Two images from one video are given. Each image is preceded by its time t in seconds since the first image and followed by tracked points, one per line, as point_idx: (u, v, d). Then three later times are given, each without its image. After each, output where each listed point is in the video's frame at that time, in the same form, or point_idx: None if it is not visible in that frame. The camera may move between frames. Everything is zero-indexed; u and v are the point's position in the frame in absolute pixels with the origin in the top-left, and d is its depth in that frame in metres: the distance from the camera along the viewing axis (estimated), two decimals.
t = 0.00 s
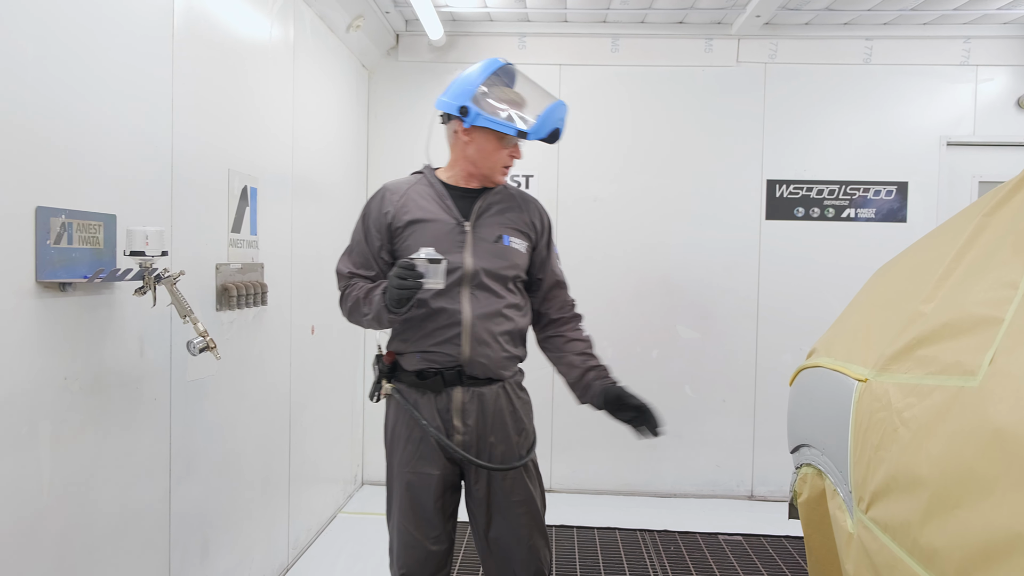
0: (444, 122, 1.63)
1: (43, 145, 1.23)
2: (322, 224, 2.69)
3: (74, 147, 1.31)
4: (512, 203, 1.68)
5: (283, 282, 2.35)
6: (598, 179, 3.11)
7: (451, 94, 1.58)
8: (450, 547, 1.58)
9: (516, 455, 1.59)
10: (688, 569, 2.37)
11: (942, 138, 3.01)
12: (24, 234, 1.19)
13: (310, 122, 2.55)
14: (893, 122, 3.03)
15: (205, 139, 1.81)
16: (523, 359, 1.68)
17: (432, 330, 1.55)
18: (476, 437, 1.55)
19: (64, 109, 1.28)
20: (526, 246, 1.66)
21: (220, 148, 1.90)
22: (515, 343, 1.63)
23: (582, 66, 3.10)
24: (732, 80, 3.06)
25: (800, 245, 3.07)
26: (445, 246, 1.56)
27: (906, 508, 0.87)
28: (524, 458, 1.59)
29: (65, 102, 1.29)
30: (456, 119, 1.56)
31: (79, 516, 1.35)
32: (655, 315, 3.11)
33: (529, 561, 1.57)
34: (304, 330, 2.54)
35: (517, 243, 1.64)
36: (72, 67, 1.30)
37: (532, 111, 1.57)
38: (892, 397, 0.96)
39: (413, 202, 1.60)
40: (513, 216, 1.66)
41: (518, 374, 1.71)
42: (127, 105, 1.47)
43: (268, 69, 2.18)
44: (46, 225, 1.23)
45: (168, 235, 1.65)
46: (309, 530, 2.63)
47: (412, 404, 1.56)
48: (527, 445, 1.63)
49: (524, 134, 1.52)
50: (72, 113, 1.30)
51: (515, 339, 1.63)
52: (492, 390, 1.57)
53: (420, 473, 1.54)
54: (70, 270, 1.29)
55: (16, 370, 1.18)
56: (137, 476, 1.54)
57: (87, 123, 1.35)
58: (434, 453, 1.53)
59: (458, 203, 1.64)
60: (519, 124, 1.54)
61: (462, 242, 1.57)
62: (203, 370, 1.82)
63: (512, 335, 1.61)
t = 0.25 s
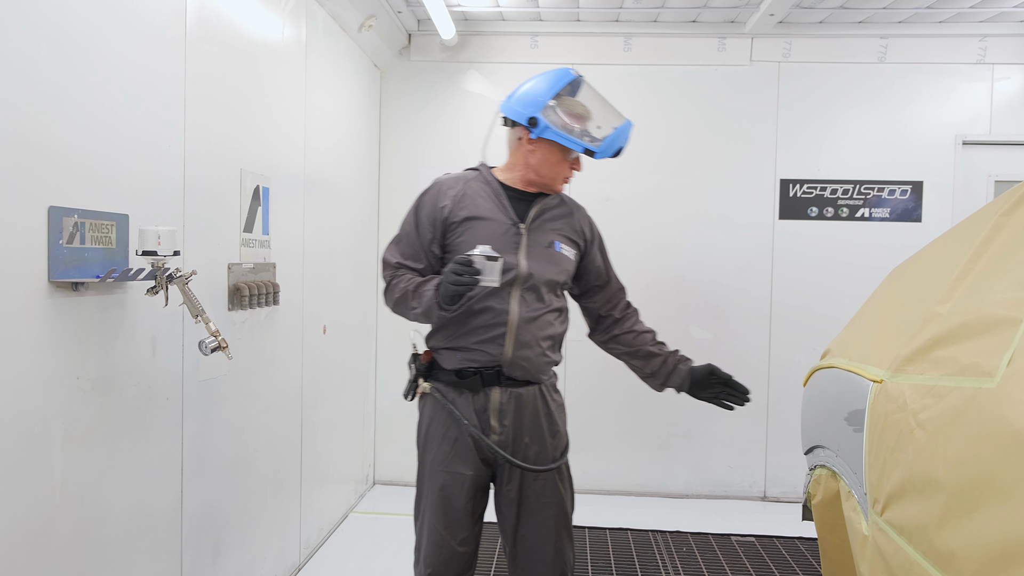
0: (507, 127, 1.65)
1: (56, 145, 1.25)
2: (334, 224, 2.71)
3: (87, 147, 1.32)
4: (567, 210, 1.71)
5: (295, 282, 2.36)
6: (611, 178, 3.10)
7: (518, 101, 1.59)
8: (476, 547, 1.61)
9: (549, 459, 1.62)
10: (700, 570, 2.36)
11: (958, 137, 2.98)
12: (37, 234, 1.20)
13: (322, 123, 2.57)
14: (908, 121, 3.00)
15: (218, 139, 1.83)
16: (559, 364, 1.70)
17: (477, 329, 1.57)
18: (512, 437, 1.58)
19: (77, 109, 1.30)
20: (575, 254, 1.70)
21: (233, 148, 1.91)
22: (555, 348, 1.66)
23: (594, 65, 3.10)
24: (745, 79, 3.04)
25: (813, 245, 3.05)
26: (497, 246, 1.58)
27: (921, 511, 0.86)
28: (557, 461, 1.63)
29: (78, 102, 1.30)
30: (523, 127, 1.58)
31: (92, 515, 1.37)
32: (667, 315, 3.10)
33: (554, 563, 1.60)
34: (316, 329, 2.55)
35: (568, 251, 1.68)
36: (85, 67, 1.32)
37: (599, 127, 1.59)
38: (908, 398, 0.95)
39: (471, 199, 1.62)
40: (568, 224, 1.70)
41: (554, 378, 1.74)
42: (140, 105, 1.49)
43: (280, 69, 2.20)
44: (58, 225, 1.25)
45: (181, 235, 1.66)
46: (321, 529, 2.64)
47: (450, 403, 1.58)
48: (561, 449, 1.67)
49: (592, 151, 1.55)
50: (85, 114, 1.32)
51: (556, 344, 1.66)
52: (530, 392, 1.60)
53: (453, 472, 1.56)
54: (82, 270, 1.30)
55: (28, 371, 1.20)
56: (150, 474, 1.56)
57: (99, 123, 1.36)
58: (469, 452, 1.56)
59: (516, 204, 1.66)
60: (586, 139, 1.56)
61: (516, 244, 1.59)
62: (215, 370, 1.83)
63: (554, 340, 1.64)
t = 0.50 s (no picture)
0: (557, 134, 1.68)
1: (61, 143, 1.25)
2: (341, 223, 2.71)
3: (92, 145, 1.33)
4: (609, 219, 1.75)
5: (302, 281, 2.37)
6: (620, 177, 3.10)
7: (569, 111, 1.62)
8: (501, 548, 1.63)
9: (579, 462, 1.64)
10: (708, 571, 2.35)
11: (968, 136, 2.95)
12: (42, 232, 1.21)
13: (330, 123, 2.58)
14: (919, 120, 2.98)
15: (225, 138, 1.84)
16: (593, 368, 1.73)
17: (517, 331, 1.60)
18: (545, 438, 1.60)
19: (83, 107, 1.31)
20: (614, 262, 1.75)
21: (240, 147, 1.92)
22: (591, 352, 1.69)
23: (602, 63, 3.10)
24: (754, 78, 3.03)
25: (822, 245, 3.03)
26: (541, 251, 1.64)
27: (933, 512, 0.85)
28: (588, 464, 1.65)
29: (83, 101, 1.31)
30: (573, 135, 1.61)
31: (97, 515, 1.38)
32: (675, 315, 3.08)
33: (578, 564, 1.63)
34: (323, 328, 2.56)
35: (607, 259, 1.72)
36: (90, 65, 1.32)
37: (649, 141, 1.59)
38: (919, 398, 0.94)
39: (516, 203, 1.67)
40: (609, 234, 1.74)
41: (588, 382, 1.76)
42: (146, 104, 1.50)
43: (288, 67, 2.21)
44: (63, 224, 1.25)
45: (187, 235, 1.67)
46: (328, 529, 2.65)
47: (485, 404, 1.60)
48: (592, 452, 1.69)
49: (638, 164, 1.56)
50: (91, 112, 1.32)
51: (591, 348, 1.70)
52: (564, 394, 1.63)
53: (484, 473, 1.58)
54: (88, 269, 1.30)
55: (33, 371, 1.20)
56: (156, 473, 1.57)
57: (105, 121, 1.37)
58: (502, 453, 1.58)
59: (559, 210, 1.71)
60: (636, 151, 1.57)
61: (559, 249, 1.64)
62: (221, 369, 1.84)
63: (589, 344, 1.67)
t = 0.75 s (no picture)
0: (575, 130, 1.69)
1: (58, 140, 1.24)
2: (342, 222, 2.71)
3: (89, 142, 1.32)
4: (628, 215, 1.76)
5: (303, 281, 2.36)
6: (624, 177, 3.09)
7: (587, 106, 1.64)
8: (518, 548, 1.61)
9: (600, 463, 1.63)
10: (711, 571, 2.34)
11: (972, 135, 2.94)
12: (40, 229, 1.20)
13: (331, 121, 2.57)
14: (922, 119, 2.97)
15: (226, 136, 1.83)
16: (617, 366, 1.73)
17: (539, 330, 1.60)
18: (568, 437, 1.60)
19: (80, 104, 1.30)
20: (635, 258, 1.75)
21: (240, 144, 1.91)
22: (614, 350, 1.69)
23: (605, 62, 3.09)
24: (757, 77, 3.01)
25: (825, 244, 3.02)
26: (560, 249, 1.64)
27: (939, 514, 0.84)
28: (611, 465, 1.64)
29: (81, 98, 1.30)
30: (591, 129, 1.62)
31: (95, 516, 1.37)
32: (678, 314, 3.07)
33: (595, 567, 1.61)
34: (324, 328, 2.55)
35: (628, 256, 1.73)
36: (88, 62, 1.32)
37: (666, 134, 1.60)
38: (925, 398, 0.93)
39: (535, 202, 1.68)
40: (629, 229, 1.75)
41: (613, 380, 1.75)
42: (145, 102, 1.49)
43: (288, 65, 2.20)
44: (60, 222, 1.25)
45: (186, 233, 1.66)
46: (329, 530, 2.64)
47: (509, 402, 1.60)
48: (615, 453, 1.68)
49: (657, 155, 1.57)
50: (88, 109, 1.32)
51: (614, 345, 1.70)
52: (588, 392, 1.63)
53: (505, 472, 1.57)
54: (85, 268, 1.30)
55: (29, 370, 1.19)
56: (155, 474, 1.56)
57: (103, 118, 1.36)
58: (526, 452, 1.57)
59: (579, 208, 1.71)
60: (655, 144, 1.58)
61: (579, 246, 1.65)
62: (221, 369, 1.83)
63: (612, 342, 1.67)
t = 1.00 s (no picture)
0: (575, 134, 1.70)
1: (51, 136, 1.23)
2: (340, 221, 2.69)
3: (81, 138, 1.30)
4: (632, 216, 1.75)
5: (300, 280, 2.34)
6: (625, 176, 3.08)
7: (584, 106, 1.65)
8: (527, 551, 1.60)
9: (611, 466, 1.62)
10: (711, 572, 2.34)
11: (971, 134, 2.94)
12: (32, 227, 1.19)
13: (329, 120, 2.55)
14: (921, 118, 2.96)
15: (222, 133, 1.82)
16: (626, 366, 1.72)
17: (548, 334, 1.59)
18: (579, 440, 1.59)
19: (74, 101, 1.28)
20: (641, 261, 1.73)
21: (236, 142, 1.90)
22: (622, 350, 1.68)
23: (604, 61, 3.08)
24: (757, 75, 3.01)
25: (824, 244, 3.01)
26: (566, 253, 1.63)
27: (942, 515, 0.83)
28: (621, 468, 1.64)
29: (75, 94, 1.28)
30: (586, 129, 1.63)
31: (88, 518, 1.35)
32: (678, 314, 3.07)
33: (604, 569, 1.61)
34: (322, 328, 2.54)
35: (634, 258, 1.71)
36: (82, 58, 1.30)
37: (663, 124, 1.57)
38: (927, 399, 0.92)
39: (539, 206, 1.67)
40: (633, 231, 1.74)
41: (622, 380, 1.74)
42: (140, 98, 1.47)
43: (285, 62, 2.18)
44: (54, 220, 1.23)
45: (182, 231, 1.65)
46: (326, 531, 2.63)
47: (519, 406, 1.59)
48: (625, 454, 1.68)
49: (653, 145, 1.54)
50: (81, 106, 1.30)
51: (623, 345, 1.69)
52: (599, 394, 1.62)
53: (516, 476, 1.56)
54: (78, 266, 1.28)
55: (20, 370, 1.18)
56: (150, 474, 1.54)
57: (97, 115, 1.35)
58: (537, 456, 1.56)
59: (584, 212, 1.70)
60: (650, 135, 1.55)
61: (584, 249, 1.64)
62: (217, 369, 1.82)
63: (620, 342, 1.66)
